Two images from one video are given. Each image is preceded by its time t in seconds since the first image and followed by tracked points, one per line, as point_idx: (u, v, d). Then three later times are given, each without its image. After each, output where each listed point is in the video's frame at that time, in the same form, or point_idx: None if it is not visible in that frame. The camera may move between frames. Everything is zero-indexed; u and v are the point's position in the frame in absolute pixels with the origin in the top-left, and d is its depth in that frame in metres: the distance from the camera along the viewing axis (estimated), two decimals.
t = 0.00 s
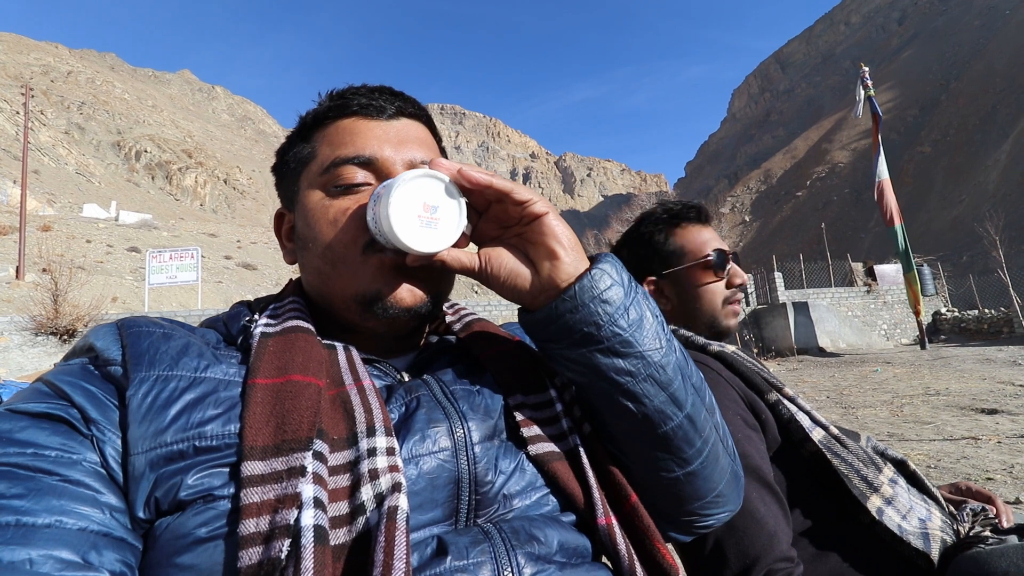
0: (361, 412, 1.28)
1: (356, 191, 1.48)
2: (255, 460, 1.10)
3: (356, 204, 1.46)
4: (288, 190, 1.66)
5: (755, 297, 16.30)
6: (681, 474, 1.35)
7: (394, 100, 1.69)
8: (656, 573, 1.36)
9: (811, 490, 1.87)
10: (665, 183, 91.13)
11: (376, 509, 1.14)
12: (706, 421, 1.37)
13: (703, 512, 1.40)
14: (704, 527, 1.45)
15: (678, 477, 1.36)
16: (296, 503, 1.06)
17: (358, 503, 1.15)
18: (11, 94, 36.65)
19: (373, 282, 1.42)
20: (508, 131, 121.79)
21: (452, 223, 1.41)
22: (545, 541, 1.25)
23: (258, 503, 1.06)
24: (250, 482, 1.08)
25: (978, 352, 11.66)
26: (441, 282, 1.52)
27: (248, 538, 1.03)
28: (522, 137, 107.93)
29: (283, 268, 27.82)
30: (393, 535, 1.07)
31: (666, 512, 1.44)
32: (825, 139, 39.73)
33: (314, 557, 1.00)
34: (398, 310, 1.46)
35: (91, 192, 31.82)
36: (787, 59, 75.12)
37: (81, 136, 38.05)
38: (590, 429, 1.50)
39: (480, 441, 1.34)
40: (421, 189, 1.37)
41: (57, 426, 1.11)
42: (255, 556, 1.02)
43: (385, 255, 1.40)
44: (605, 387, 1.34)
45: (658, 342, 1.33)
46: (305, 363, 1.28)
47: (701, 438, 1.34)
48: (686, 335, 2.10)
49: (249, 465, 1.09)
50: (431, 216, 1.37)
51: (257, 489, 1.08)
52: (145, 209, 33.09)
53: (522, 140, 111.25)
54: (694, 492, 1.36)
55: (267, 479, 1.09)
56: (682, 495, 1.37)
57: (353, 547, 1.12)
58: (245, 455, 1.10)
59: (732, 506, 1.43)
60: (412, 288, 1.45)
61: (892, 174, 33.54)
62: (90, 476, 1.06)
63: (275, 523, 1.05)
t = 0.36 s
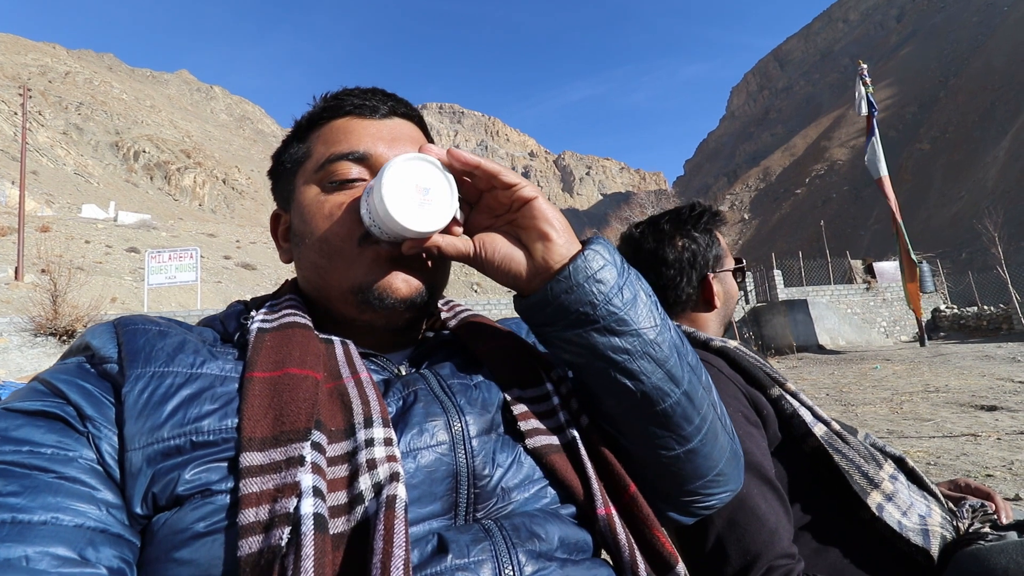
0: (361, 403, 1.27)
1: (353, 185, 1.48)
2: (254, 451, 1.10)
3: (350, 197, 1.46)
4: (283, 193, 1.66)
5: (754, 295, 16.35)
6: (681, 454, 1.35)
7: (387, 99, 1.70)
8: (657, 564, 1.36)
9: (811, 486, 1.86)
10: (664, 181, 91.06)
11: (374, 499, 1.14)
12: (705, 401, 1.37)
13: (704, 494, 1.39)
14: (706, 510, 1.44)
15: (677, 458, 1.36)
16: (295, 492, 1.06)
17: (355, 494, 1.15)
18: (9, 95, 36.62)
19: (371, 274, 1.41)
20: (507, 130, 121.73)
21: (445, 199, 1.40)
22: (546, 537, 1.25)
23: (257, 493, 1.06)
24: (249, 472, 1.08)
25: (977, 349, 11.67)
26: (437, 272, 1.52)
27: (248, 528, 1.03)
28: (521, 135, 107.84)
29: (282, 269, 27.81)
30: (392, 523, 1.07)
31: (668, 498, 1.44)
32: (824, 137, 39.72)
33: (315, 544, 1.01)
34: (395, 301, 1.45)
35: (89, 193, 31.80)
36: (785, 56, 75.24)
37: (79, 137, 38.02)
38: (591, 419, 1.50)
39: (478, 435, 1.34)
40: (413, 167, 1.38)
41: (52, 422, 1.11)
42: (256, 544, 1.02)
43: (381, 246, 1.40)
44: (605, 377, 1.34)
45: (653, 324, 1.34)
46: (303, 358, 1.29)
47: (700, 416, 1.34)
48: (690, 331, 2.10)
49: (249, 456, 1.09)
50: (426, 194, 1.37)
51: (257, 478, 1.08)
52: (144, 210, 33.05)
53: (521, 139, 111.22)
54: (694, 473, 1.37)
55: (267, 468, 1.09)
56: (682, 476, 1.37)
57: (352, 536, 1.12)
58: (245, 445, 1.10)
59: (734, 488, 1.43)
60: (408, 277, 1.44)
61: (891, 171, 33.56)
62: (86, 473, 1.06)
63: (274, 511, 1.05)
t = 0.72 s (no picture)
0: (361, 401, 1.28)
1: (353, 185, 1.48)
2: (254, 448, 1.10)
3: (352, 194, 1.46)
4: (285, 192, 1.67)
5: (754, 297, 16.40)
6: (679, 458, 1.35)
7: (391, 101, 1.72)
8: (656, 565, 1.36)
9: (810, 488, 1.87)
10: (664, 182, 91.08)
11: (374, 496, 1.15)
12: (703, 405, 1.36)
13: (703, 498, 1.40)
14: (704, 517, 1.45)
15: (675, 460, 1.36)
16: (295, 489, 1.07)
17: (355, 491, 1.15)
18: (11, 93, 36.67)
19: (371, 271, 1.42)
20: (508, 131, 121.83)
21: (444, 202, 1.41)
22: (546, 537, 1.26)
23: (258, 490, 1.07)
24: (249, 469, 1.09)
25: (977, 352, 11.69)
26: (436, 272, 1.53)
27: (248, 523, 1.03)
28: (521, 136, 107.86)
29: (282, 268, 27.82)
30: (391, 521, 1.08)
31: (667, 504, 1.45)
32: (824, 139, 39.75)
33: (315, 539, 1.02)
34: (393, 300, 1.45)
35: (90, 191, 31.82)
36: (785, 59, 75.41)
37: (80, 135, 38.07)
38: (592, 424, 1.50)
39: (479, 435, 1.35)
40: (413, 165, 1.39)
41: (52, 421, 1.11)
42: (257, 540, 1.03)
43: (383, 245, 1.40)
44: (605, 385, 1.35)
45: (650, 325, 1.34)
46: (304, 356, 1.30)
47: (697, 422, 1.35)
48: (691, 335, 2.10)
49: (248, 453, 1.10)
50: (423, 198, 1.38)
51: (257, 476, 1.08)
52: (144, 208, 33.06)
53: (522, 140, 111.31)
54: (693, 477, 1.37)
55: (267, 466, 1.10)
56: (681, 481, 1.37)
57: (352, 534, 1.13)
58: (244, 442, 1.11)
59: (732, 493, 1.44)
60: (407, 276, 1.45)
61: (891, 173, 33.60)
62: (86, 472, 1.07)
63: (274, 508, 1.06)
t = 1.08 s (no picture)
0: (361, 404, 1.28)
1: (358, 189, 1.48)
2: (255, 451, 1.10)
3: (359, 198, 1.46)
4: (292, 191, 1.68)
5: (755, 301, 16.43)
6: (667, 512, 1.35)
7: (405, 104, 1.73)
8: None
9: (813, 497, 1.86)
10: (664, 186, 91.18)
11: (375, 500, 1.14)
12: (697, 461, 1.35)
13: (691, 546, 1.39)
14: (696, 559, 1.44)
15: (674, 513, 1.35)
16: (296, 494, 1.07)
17: (357, 494, 1.15)
18: (14, 92, 36.77)
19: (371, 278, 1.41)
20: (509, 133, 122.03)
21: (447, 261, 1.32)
22: (548, 542, 1.26)
23: (258, 494, 1.07)
24: (250, 473, 1.09)
25: (977, 359, 11.70)
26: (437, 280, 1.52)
27: (249, 527, 1.04)
28: (523, 140, 107.94)
29: (282, 269, 27.82)
30: (392, 524, 1.08)
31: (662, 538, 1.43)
32: (825, 144, 39.82)
33: (315, 543, 1.01)
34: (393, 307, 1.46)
35: (92, 190, 31.84)
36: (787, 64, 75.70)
37: (82, 135, 38.13)
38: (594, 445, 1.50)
39: (483, 441, 1.34)
40: (416, 226, 1.26)
41: (55, 420, 1.11)
42: (257, 544, 1.02)
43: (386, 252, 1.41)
44: (596, 421, 1.34)
45: (648, 383, 1.32)
46: (306, 355, 1.31)
47: (688, 479, 1.34)
48: (692, 338, 2.10)
49: (250, 455, 1.10)
50: (425, 256, 1.30)
51: (257, 479, 1.08)
52: (146, 208, 33.08)
53: (523, 143, 111.49)
54: (685, 528, 1.36)
55: (267, 469, 1.10)
56: (673, 529, 1.36)
57: (353, 539, 1.13)
58: (246, 445, 1.11)
59: (719, 542, 1.43)
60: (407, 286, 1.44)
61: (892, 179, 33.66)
62: (88, 472, 1.07)
63: (275, 512, 1.06)
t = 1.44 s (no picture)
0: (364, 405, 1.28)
1: (353, 196, 1.48)
2: (256, 452, 1.10)
3: (349, 204, 1.46)
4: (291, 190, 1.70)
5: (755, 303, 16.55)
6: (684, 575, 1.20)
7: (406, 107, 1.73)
8: None
9: (811, 498, 1.86)
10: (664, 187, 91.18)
11: (376, 503, 1.14)
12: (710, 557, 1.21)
13: None
14: None
15: None
16: (298, 496, 1.07)
17: (358, 496, 1.15)
18: (15, 93, 36.78)
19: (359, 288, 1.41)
20: (509, 135, 122.17)
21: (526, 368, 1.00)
22: (551, 546, 1.26)
23: (259, 495, 1.07)
24: (251, 472, 1.08)
25: (977, 361, 11.68)
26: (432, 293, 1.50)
27: (251, 527, 1.03)
28: (523, 141, 108.03)
29: (282, 270, 27.84)
30: (394, 527, 1.08)
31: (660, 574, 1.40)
32: (825, 147, 39.90)
33: (317, 546, 1.01)
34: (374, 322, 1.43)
35: (92, 191, 31.86)
36: (787, 66, 75.68)
37: (83, 135, 38.19)
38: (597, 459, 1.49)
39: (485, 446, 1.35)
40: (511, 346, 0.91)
41: (55, 423, 1.11)
42: (258, 546, 1.02)
43: (372, 261, 1.40)
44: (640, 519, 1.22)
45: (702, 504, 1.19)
46: (305, 359, 1.29)
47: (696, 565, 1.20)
48: (694, 342, 2.09)
49: (251, 456, 1.09)
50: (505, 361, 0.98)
51: (258, 481, 1.08)
52: (146, 209, 33.11)
53: (523, 144, 111.56)
54: None
55: (270, 470, 1.10)
56: None
57: (353, 541, 1.12)
58: (247, 447, 1.11)
59: None
60: (393, 297, 1.42)
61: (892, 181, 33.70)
62: (88, 474, 1.06)
63: (276, 514, 1.05)
